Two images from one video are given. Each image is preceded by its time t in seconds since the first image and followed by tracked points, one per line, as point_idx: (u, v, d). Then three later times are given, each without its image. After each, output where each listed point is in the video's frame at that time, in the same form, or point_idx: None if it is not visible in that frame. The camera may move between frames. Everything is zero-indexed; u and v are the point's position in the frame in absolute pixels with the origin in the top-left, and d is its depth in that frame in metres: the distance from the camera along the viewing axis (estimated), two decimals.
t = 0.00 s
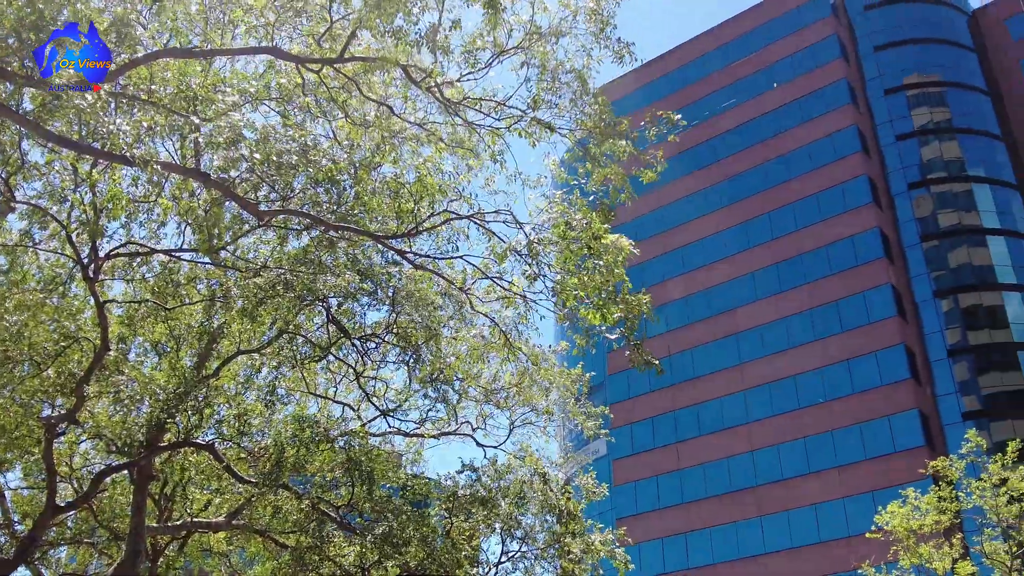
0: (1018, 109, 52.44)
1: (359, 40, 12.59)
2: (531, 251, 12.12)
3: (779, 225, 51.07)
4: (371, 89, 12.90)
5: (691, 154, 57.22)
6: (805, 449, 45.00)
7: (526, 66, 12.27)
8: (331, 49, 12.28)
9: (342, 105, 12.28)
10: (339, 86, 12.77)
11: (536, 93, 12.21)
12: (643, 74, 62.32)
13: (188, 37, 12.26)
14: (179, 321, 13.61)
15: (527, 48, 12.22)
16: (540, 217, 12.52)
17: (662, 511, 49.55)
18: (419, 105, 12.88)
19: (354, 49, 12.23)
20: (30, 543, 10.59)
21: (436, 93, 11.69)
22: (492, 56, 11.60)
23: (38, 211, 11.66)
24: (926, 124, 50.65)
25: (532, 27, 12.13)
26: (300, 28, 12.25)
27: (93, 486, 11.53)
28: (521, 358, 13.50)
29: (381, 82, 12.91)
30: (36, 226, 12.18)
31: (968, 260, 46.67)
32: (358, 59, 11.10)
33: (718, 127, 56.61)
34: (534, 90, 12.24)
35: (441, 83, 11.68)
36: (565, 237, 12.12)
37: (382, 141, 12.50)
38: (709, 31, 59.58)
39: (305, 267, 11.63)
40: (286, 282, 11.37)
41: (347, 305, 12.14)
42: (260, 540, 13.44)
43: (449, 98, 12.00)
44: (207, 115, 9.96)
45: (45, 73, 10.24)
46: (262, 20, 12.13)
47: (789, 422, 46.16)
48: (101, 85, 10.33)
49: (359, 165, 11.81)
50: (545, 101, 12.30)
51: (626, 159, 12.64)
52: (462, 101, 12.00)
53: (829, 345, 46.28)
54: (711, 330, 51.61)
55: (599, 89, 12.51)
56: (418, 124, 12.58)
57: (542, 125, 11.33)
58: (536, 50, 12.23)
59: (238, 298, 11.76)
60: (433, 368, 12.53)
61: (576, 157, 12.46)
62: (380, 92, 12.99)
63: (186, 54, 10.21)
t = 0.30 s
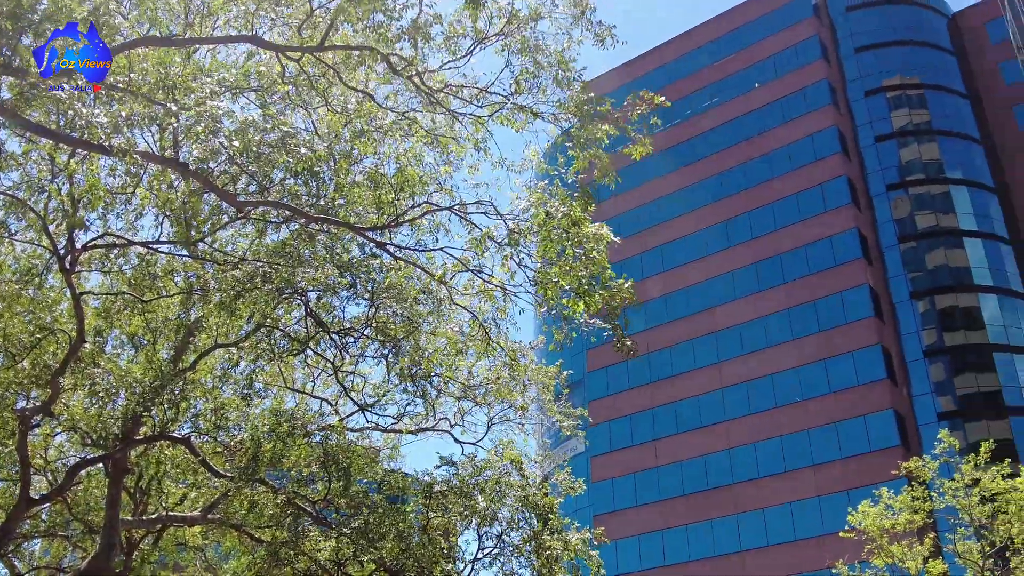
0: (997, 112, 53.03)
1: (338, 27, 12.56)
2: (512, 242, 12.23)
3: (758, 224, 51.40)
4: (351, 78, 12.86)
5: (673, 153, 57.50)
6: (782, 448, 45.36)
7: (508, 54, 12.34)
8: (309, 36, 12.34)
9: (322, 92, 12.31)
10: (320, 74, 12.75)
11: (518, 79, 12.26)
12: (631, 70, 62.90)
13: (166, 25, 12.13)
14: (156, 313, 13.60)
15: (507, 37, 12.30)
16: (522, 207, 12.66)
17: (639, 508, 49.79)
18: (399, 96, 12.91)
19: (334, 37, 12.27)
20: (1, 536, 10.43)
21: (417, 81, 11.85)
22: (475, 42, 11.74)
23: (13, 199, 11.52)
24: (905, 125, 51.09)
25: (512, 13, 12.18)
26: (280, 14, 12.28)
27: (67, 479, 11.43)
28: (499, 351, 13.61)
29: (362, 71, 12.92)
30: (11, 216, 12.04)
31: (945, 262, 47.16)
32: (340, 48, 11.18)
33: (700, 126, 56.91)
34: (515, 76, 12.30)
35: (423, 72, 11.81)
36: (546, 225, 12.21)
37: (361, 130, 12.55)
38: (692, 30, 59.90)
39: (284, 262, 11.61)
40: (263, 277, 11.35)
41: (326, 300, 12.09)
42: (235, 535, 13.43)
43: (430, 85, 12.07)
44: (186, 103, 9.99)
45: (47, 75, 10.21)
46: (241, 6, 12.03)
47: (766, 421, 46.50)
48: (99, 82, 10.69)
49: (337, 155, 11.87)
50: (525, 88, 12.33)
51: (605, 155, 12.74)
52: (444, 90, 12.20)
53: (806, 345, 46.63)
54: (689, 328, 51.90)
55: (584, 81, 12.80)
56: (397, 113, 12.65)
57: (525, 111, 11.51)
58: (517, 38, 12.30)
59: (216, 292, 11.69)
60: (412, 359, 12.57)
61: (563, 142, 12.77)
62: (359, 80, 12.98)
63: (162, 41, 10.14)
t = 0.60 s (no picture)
0: (973, 115, 53.61)
1: (317, 16, 12.52)
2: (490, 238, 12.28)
3: (735, 224, 51.73)
4: (330, 68, 12.84)
5: (652, 151, 57.77)
6: (755, 446, 45.75)
7: (488, 46, 12.33)
8: (289, 24, 12.30)
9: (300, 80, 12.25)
10: (299, 64, 12.72)
11: (495, 68, 12.28)
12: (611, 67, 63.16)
13: (144, 11, 12.03)
14: (130, 305, 13.48)
15: (488, 28, 12.29)
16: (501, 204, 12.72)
17: (613, 505, 50.07)
18: (378, 87, 12.91)
19: (313, 26, 12.24)
20: None
21: (397, 72, 11.82)
22: (455, 32, 11.73)
23: None
24: (882, 127, 51.59)
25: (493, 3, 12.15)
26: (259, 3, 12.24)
27: (37, 471, 11.33)
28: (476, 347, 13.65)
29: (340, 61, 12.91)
30: None
31: (919, 263, 47.72)
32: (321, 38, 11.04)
33: (679, 125, 57.16)
34: (494, 64, 12.32)
35: (403, 63, 11.76)
36: (525, 221, 12.17)
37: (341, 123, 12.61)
38: (672, 28, 60.12)
39: (260, 254, 11.55)
40: (240, 269, 11.24)
41: (302, 293, 12.04)
42: (209, 529, 13.40)
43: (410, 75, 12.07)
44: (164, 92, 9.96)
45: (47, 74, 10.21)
46: None
47: (740, 419, 46.86)
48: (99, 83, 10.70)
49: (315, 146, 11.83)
50: (504, 78, 12.35)
51: (588, 148, 12.70)
52: (424, 81, 12.18)
53: (780, 344, 47.04)
54: (665, 326, 52.18)
55: (565, 69, 12.79)
56: (375, 102, 12.64)
57: (506, 100, 11.54)
58: (498, 29, 12.30)
59: (191, 284, 11.58)
60: (388, 354, 12.57)
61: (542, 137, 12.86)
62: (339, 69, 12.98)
63: (139, 29, 10.06)
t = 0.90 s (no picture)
0: (948, 121, 54.26)
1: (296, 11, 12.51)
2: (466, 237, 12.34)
3: (711, 225, 52.02)
4: (308, 62, 12.84)
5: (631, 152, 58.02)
6: (728, 446, 46.05)
7: (467, 45, 12.35)
8: (267, 19, 12.29)
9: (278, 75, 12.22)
10: (276, 59, 12.71)
11: (474, 67, 12.29)
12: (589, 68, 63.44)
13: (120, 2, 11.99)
14: (102, 298, 13.38)
15: (467, 26, 12.30)
16: (478, 203, 12.77)
17: (588, 504, 50.28)
18: (355, 83, 12.90)
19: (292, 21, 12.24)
20: None
21: (376, 68, 11.83)
22: (433, 30, 11.74)
23: None
24: (858, 131, 52.12)
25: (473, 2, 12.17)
26: None
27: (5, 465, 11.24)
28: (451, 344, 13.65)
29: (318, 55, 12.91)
30: None
31: (892, 267, 48.26)
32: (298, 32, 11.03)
33: (657, 126, 57.41)
34: (473, 64, 12.37)
35: (381, 58, 11.76)
36: (502, 222, 12.28)
37: (320, 115, 12.51)
38: (652, 29, 60.37)
39: (234, 249, 11.51)
40: (214, 263, 11.17)
41: (277, 288, 11.99)
42: (179, 525, 13.31)
43: (389, 72, 12.11)
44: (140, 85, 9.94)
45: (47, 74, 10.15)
46: None
47: (713, 419, 47.17)
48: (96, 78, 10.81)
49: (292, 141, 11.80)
50: (482, 78, 12.38)
51: (565, 146, 12.75)
52: (402, 78, 12.19)
53: (754, 345, 47.39)
54: (641, 326, 52.43)
55: (545, 68, 12.83)
56: (354, 98, 12.63)
57: (484, 99, 11.56)
58: (478, 27, 12.32)
59: (164, 278, 11.50)
60: (364, 351, 12.51)
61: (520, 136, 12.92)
62: (317, 64, 12.97)
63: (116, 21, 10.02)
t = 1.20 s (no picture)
0: (920, 128, 54.98)
1: (270, 8, 12.48)
2: (439, 235, 12.41)
3: (684, 228, 52.34)
4: (282, 58, 12.85)
5: (607, 152, 58.27)
6: (698, 447, 46.37)
7: (444, 47, 12.38)
8: (242, 16, 12.28)
9: (252, 72, 12.19)
10: (249, 54, 12.71)
11: (451, 74, 12.33)
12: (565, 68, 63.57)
13: None
14: (71, 291, 13.27)
15: (444, 28, 12.32)
16: (451, 201, 12.86)
17: (558, 503, 50.52)
18: (330, 78, 12.88)
19: (268, 18, 12.27)
20: None
21: (352, 68, 11.86)
22: (410, 32, 11.77)
23: None
24: (831, 137, 52.70)
25: (450, 4, 12.19)
26: None
27: None
28: (423, 339, 13.73)
29: (294, 51, 12.95)
30: None
31: (862, 272, 48.87)
32: (274, 30, 10.96)
33: (633, 127, 57.71)
34: (449, 70, 12.40)
35: (357, 60, 11.78)
36: (474, 225, 12.45)
37: (295, 112, 12.62)
38: (630, 30, 60.58)
39: (205, 244, 11.48)
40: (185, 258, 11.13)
41: (248, 283, 11.98)
42: (147, 520, 13.28)
43: (364, 73, 12.15)
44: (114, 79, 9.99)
45: (47, 74, 10.56)
46: None
47: (684, 419, 47.46)
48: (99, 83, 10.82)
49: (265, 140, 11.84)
50: (459, 84, 12.43)
51: (537, 148, 12.85)
52: (377, 77, 12.22)
53: (725, 346, 47.75)
54: (614, 326, 52.65)
55: (518, 76, 12.89)
56: (330, 96, 12.68)
57: (458, 103, 11.59)
58: (455, 29, 12.34)
59: (134, 272, 11.45)
60: (334, 348, 12.48)
61: (497, 136, 13.05)
62: (289, 59, 12.95)
63: (88, 16, 9.98)
